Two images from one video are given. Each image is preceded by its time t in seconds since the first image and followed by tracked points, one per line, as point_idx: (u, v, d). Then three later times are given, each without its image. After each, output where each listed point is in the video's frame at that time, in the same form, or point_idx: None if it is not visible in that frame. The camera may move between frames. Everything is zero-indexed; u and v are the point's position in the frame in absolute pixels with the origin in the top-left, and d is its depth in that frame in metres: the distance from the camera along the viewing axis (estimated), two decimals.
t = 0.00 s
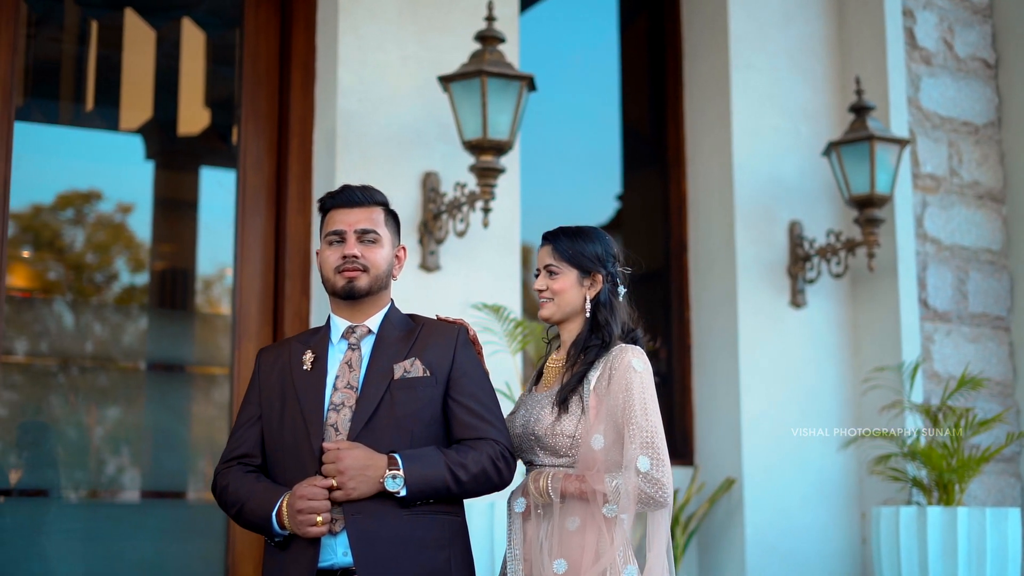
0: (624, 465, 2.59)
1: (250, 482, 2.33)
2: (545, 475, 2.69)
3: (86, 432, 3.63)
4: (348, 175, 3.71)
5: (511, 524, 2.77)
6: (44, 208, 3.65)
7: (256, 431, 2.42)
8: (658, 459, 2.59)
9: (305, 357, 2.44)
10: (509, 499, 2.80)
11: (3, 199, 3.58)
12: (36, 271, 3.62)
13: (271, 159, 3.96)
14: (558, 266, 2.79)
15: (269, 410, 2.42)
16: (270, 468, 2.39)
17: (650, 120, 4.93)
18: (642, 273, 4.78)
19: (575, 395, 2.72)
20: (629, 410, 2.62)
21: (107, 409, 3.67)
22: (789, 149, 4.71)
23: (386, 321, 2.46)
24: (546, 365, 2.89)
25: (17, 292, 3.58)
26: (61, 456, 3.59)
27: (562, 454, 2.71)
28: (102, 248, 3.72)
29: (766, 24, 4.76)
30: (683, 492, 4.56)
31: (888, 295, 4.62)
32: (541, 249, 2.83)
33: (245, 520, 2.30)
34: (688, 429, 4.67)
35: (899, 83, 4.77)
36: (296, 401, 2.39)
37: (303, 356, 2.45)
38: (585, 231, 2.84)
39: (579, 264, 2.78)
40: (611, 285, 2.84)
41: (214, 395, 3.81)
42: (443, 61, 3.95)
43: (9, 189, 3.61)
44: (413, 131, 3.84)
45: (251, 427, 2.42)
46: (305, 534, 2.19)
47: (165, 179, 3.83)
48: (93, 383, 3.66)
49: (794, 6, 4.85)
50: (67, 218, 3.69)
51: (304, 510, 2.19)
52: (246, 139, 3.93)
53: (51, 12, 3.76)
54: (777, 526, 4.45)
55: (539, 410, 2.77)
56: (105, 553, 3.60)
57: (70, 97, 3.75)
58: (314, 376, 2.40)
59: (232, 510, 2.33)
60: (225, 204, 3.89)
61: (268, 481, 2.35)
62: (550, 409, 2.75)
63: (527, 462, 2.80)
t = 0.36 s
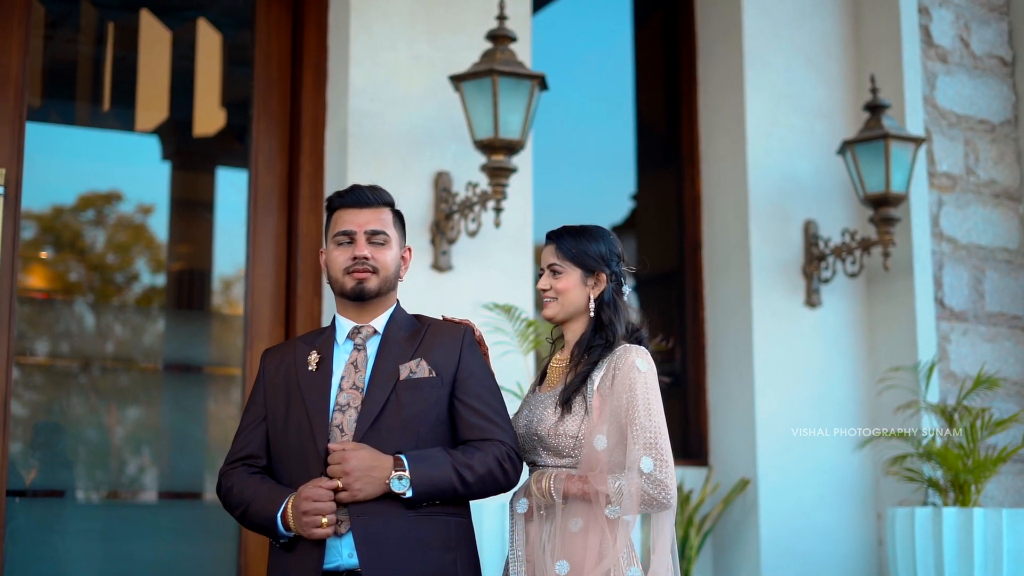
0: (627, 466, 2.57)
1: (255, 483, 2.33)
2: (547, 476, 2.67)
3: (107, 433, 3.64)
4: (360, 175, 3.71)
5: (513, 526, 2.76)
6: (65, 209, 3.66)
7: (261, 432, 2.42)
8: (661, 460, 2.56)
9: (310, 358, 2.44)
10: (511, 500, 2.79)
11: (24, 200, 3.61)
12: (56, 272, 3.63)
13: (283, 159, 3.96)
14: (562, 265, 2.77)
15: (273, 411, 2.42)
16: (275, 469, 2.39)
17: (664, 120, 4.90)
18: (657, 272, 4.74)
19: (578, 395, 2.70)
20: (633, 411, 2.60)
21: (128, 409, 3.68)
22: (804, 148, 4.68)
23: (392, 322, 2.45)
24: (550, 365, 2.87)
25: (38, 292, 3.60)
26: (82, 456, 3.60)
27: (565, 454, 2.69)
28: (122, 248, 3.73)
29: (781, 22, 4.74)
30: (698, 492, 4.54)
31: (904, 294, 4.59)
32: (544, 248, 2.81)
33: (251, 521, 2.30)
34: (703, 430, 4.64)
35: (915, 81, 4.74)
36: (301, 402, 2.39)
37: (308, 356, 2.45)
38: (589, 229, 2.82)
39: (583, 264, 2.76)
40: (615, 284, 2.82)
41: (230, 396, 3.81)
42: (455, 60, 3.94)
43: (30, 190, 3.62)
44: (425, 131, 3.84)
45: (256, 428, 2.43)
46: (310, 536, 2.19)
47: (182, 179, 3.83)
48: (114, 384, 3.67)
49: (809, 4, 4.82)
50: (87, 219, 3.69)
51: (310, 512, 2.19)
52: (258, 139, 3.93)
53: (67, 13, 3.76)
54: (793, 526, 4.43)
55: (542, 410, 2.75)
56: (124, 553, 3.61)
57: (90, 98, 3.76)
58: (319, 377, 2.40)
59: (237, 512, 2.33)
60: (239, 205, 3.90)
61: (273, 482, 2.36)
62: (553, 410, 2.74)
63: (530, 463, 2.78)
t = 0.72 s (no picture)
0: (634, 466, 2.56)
1: (261, 483, 2.34)
2: (553, 476, 2.66)
3: (129, 433, 3.67)
4: (374, 175, 3.71)
5: (519, 526, 2.73)
6: (87, 211, 3.68)
7: (267, 432, 2.43)
8: (668, 460, 2.56)
9: (317, 357, 2.44)
10: (517, 500, 2.76)
11: (42, 200, 3.62)
12: (78, 273, 3.65)
13: (297, 159, 3.96)
14: (568, 263, 2.75)
15: (280, 411, 2.43)
16: (282, 469, 2.39)
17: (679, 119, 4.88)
18: (673, 272, 4.73)
19: (584, 394, 2.69)
20: (640, 410, 2.59)
21: (150, 410, 3.70)
22: (821, 146, 4.65)
23: (399, 320, 2.45)
24: (555, 364, 2.86)
25: (59, 293, 3.62)
26: (105, 456, 3.63)
27: (571, 454, 2.68)
28: (144, 249, 3.75)
29: (797, 20, 4.71)
30: (713, 492, 4.53)
31: (920, 292, 4.56)
32: (551, 246, 2.80)
33: (257, 521, 2.30)
34: (719, 430, 4.63)
35: (932, 78, 4.70)
36: (307, 401, 2.39)
37: (315, 356, 2.45)
38: (596, 227, 2.81)
39: (589, 262, 2.75)
40: (622, 282, 2.80)
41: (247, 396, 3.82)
42: (468, 59, 3.94)
43: (51, 192, 3.64)
44: (439, 130, 3.84)
45: (262, 428, 2.43)
46: (317, 536, 2.19)
47: (199, 180, 3.84)
48: (136, 385, 3.70)
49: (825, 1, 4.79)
50: (109, 220, 3.72)
51: (317, 512, 2.19)
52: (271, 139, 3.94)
53: (86, 14, 3.77)
54: (810, 526, 4.41)
55: (548, 410, 2.74)
56: (144, 552, 3.63)
57: (110, 100, 3.78)
58: (326, 377, 2.40)
59: (243, 512, 2.33)
60: (254, 205, 3.90)
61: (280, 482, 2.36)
62: (559, 409, 2.72)
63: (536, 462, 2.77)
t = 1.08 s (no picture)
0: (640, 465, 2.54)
1: (268, 482, 2.34)
2: (559, 476, 2.65)
3: (151, 433, 3.68)
4: (387, 174, 3.71)
5: (525, 525, 2.73)
6: (108, 212, 3.70)
7: (273, 431, 2.43)
8: (676, 459, 2.54)
9: (323, 356, 2.44)
10: (523, 499, 2.75)
11: (58, 202, 3.63)
12: (100, 273, 3.67)
13: (310, 157, 3.96)
14: (574, 261, 2.75)
15: (286, 410, 2.43)
16: (288, 468, 2.40)
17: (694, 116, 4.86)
18: (686, 270, 4.72)
19: (591, 392, 2.68)
20: (647, 409, 2.57)
21: (172, 410, 3.71)
22: (837, 143, 4.62)
23: (405, 318, 2.45)
24: (563, 364, 2.85)
25: (80, 293, 3.63)
26: (126, 456, 3.64)
27: (578, 453, 2.66)
28: (165, 250, 3.76)
29: (813, 16, 4.68)
30: (729, 492, 4.51)
31: (937, 290, 4.53)
32: (557, 244, 2.79)
33: (264, 521, 2.30)
34: (734, 429, 4.61)
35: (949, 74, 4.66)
36: (314, 399, 2.39)
37: (321, 354, 2.45)
38: (602, 225, 2.80)
39: (596, 259, 2.73)
40: (630, 280, 2.79)
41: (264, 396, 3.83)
42: (481, 56, 3.93)
43: (72, 192, 3.65)
44: (452, 128, 3.83)
45: (269, 427, 2.43)
46: (324, 535, 2.18)
47: (217, 180, 3.85)
48: (157, 385, 3.71)
49: None
50: (130, 221, 3.73)
51: (324, 511, 2.18)
52: (284, 138, 3.94)
53: (103, 14, 3.78)
54: (827, 526, 4.39)
55: (554, 409, 2.73)
56: (163, 552, 3.64)
57: (128, 101, 3.79)
58: (331, 375, 2.40)
59: (250, 512, 2.34)
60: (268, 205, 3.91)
61: (287, 481, 2.36)
62: (565, 409, 2.71)
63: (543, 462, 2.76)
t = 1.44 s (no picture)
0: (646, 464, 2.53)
1: (273, 482, 2.34)
2: (565, 475, 2.64)
3: (171, 433, 3.69)
4: (400, 172, 3.70)
5: (531, 524, 2.72)
6: (129, 213, 3.71)
7: (278, 430, 2.43)
8: (682, 458, 2.52)
9: (328, 354, 2.43)
10: (529, 498, 2.75)
11: (73, 201, 3.64)
12: (120, 274, 3.68)
13: (322, 156, 3.96)
14: (580, 258, 2.74)
15: (291, 409, 2.43)
16: (293, 467, 2.40)
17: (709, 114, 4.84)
18: (701, 268, 4.71)
19: (598, 391, 2.67)
20: (653, 407, 2.55)
21: (192, 411, 3.72)
22: (853, 140, 4.59)
23: (410, 315, 2.44)
24: (570, 362, 2.84)
25: (100, 293, 3.64)
26: (147, 456, 3.65)
27: (584, 452, 2.66)
28: (186, 251, 3.77)
29: (828, 12, 4.66)
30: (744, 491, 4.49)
31: (954, 288, 4.49)
32: (563, 242, 2.79)
33: (269, 520, 2.30)
34: (750, 429, 4.59)
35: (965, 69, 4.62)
36: (318, 397, 2.39)
37: (326, 353, 2.44)
38: (608, 222, 2.79)
39: (602, 256, 2.73)
40: (637, 276, 2.77)
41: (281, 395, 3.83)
42: (493, 54, 3.92)
43: (92, 193, 3.67)
44: (465, 127, 3.82)
45: (274, 427, 2.44)
46: (330, 534, 2.18)
47: (233, 180, 3.86)
48: (178, 385, 3.72)
49: None
50: (151, 222, 3.74)
51: (330, 509, 2.18)
52: (297, 137, 3.94)
53: (119, 15, 3.79)
54: (843, 526, 4.36)
55: (561, 407, 2.73)
56: (182, 552, 3.64)
57: (146, 102, 3.80)
58: (337, 373, 2.39)
59: (255, 511, 2.34)
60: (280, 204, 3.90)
61: (292, 480, 2.36)
62: (572, 407, 2.71)
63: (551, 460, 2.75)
